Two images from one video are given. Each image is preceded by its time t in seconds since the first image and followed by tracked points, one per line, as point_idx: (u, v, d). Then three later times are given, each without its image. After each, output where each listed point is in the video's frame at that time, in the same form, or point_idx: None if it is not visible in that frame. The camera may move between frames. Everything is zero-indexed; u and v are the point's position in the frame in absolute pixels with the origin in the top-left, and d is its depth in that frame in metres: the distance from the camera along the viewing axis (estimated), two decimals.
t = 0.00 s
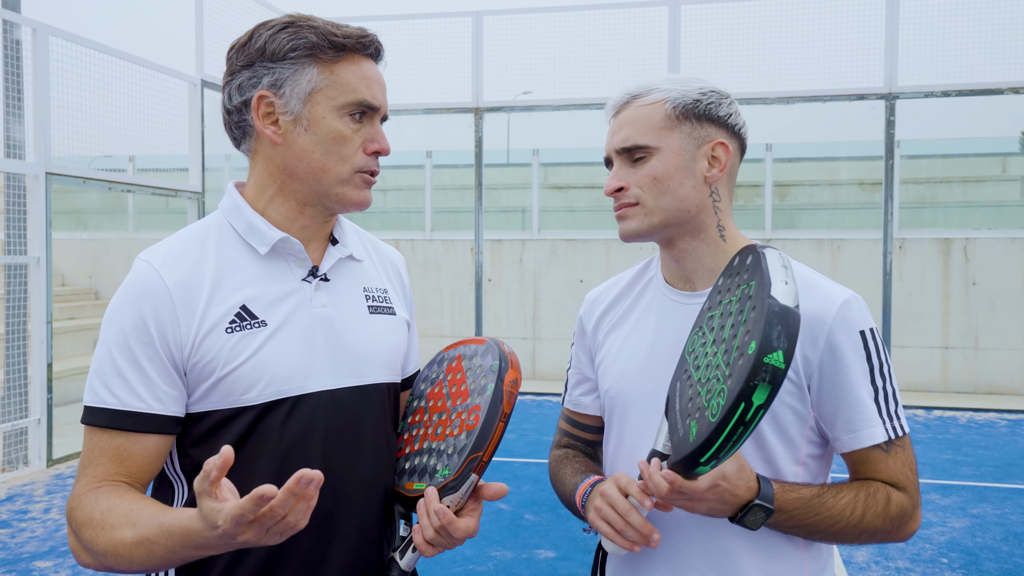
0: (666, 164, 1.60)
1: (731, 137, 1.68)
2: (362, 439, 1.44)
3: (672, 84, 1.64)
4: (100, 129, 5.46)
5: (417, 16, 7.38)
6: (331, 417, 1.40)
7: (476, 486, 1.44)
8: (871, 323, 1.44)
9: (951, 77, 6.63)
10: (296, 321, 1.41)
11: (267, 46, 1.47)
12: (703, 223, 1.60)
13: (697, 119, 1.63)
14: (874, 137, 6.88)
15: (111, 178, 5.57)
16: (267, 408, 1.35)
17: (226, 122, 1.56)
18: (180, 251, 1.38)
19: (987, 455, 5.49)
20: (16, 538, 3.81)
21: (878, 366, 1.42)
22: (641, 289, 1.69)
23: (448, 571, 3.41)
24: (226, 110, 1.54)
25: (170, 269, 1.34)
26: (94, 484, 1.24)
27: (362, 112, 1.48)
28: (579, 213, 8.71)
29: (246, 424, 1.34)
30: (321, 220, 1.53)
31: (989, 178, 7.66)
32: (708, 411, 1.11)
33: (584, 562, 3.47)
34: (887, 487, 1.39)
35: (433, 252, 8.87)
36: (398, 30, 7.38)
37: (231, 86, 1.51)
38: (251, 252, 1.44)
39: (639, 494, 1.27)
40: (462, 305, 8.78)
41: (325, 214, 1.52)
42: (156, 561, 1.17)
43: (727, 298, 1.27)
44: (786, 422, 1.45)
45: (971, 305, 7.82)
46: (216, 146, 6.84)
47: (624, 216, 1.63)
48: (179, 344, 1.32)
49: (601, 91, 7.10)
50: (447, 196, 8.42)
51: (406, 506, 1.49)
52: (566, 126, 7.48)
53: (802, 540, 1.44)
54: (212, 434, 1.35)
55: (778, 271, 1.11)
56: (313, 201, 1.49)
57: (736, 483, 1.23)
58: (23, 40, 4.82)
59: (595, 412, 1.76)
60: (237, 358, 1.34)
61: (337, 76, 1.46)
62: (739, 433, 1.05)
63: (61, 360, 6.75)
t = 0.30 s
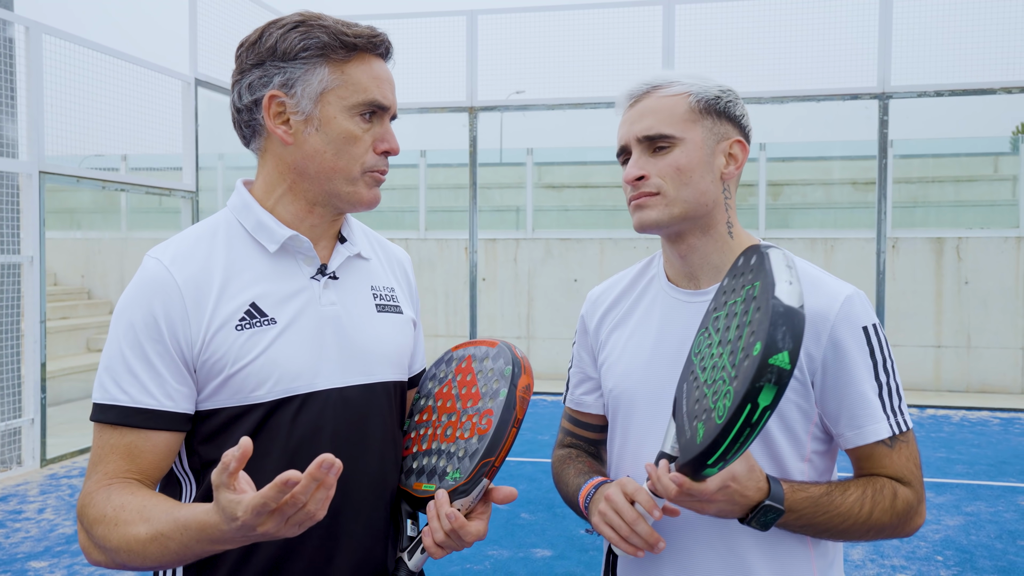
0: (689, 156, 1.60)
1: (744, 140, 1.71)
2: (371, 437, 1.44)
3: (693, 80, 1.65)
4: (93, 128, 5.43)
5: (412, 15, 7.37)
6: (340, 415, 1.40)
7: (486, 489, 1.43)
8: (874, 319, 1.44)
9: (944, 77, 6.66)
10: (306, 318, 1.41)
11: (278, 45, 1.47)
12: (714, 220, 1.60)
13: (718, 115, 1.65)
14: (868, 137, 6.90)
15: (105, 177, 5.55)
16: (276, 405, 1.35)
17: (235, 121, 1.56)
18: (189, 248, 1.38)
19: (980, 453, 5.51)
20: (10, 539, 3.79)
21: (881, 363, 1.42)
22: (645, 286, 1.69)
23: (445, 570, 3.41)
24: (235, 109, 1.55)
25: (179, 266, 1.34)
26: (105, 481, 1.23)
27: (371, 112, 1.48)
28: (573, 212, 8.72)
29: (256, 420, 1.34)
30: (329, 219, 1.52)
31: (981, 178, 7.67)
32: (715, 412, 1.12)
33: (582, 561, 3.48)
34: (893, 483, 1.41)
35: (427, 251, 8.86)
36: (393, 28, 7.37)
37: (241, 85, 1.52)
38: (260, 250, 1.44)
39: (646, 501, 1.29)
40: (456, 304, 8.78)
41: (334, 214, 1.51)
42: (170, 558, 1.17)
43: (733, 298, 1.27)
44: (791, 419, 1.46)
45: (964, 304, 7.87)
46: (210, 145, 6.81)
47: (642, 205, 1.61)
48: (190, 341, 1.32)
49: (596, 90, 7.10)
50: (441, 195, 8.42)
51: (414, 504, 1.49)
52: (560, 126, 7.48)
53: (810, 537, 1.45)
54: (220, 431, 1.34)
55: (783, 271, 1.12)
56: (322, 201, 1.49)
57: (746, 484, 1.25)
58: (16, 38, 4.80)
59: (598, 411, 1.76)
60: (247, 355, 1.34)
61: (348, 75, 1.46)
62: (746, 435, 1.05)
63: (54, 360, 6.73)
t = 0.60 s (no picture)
0: (701, 151, 1.60)
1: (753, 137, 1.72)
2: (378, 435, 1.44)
3: (705, 75, 1.66)
4: (91, 127, 5.42)
5: (410, 14, 7.36)
6: (347, 412, 1.40)
7: (490, 487, 1.43)
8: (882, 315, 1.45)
9: (942, 76, 6.67)
10: (313, 316, 1.41)
11: (286, 41, 1.47)
12: (723, 216, 1.61)
13: (730, 111, 1.66)
14: (865, 137, 6.91)
15: (102, 176, 5.54)
16: (283, 402, 1.35)
17: (243, 118, 1.55)
18: (197, 244, 1.38)
19: (978, 452, 5.53)
20: (8, 538, 3.78)
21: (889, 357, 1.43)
22: (651, 281, 1.69)
23: (445, 569, 3.41)
24: (243, 106, 1.54)
25: (187, 262, 1.34)
26: (112, 476, 1.23)
27: (381, 108, 1.48)
28: (571, 211, 8.72)
29: (263, 417, 1.34)
30: (338, 218, 1.52)
31: (978, 177, 7.68)
32: (782, 392, 1.11)
33: (582, 559, 3.49)
34: (911, 474, 1.41)
35: (425, 250, 8.86)
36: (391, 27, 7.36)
37: (249, 82, 1.51)
38: (267, 246, 1.44)
39: (655, 502, 1.29)
40: (454, 303, 8.77)
41: (343, 213, 1.52)
42: (179, 552, 1.16)
43: (800, 278, 1.25)
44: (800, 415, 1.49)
45: (961, 302, 7.89)
46: (207, 144, 6.79)
47: (654, 199, 1.60)
48: (197, 337, 1.32)
49: (594, 89, 7.09)
50: (439, 194, 8.41)
51: (419, 502, 1.48)
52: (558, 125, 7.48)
53: (816, 529, 1.45)
54: (227, 427, 1.35)
55: (870, 254, 1.09)
56: (331, 199, 1.48)
57: (786, 469, 1.22)
58: (13, 37, 4.79)
59: (603, 406, 1.76)
60: (255, 352, 1.34)
61: (356, 72, 1.46)
62: (818, 418, 1.05)
63: (51, 359, 6.72)
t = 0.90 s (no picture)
0: (710, 147, 1.60)
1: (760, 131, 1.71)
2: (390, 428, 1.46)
3: (712, 70, 1.65)
4: (91, 123, 5.41)
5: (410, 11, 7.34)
6: (355, 403, 1.40)
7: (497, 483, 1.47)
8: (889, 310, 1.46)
9: (944, 73, 6.66)
10: (320, 304, 1.41)
11: (277, 36, 1.47)
12: (731, 212, 1.60)
13: (738, 106, 1.65)
14: (866, 134, 6.89)
15: (103, 174, 5.54)
16: (290, 390, 1.35)
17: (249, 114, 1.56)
18: (202, 234, 1.38)
19: (979, 449, 5.53)
20: (10, 536, 3.78)
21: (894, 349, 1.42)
22: (657, 275, 1.69)
23: (447, 566, 3.41)
24: (246, 103, 1.55)
25: (194, 251, 1.34)
26: (123, 464, 1.19)
27: (372, 96, 1.45)
28: (571, 209, 8.70)
29: (268, 406, 1.34)
30: (339, 210, 1.51)
31: (979, 174, 7.65)
32: (817, 393, 1.06)
33: (584, 556, 3.49)
34: (917, 469, 1.41)
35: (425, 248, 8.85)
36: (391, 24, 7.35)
37: (249, 79, 1.53)
38: (272, 237, 1.44)
39: (666, 498, 1.28)
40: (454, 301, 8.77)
41: (342, 205, 1.50)
42: (220, 541, 1.16)
43: (845, 273, 1.18)
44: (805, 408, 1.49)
45: (962, 299, 7.89)
46: (207, 141, 6.77)
47: (664, 196, 1.60)
48: (204, 325, 1.31)
49: (594, 86, 7.07)
50: (439, 191, 8.38)
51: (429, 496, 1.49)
52: (558, 122, 7.46)
53: (822, 520, 1.45)
54: (232, 417, 1.34)
55: (922, 257, 1.00)
56: (329, 191, 1.47)
57: (807, 464, 1.23)
58: (13, 33, 4.78)
59: (608, 400, 1.76)
60: (262, 339, 1.34)
61: (345, 61, 1.43)
62: (852, 425, 0.99)
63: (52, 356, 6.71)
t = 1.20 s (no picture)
0: (706, 139, 1.59)
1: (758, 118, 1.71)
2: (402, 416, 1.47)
3: (704, 61, 1.64)
4: (89, 117, 5.40)
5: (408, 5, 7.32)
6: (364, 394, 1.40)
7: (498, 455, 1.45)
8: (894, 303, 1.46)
9: (942, 67, 6.66)
10: (329, 296, 1.40)
11: (263, 29, 1.48)
12: (732, 204, 1.60)
13: (732, 96, 1.65)
14: (865, 128, 6.89)
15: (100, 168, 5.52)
16: (300, 382, 1.35)
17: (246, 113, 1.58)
18: (212, 228, 1.38)
19: (977, 443, 5.54)
20: (9, 530, 3.78)
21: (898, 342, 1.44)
22: (661, 267, 1.69)
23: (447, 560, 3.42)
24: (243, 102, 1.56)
25: (203, 245, 1.34)
26: (146, 458, 1.20)
27: (365, 78, 1.44)
28: (570, 204, 8.70)
29: (279, 397, 1.34)
30: (346, 195, 1.51)
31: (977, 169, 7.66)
32: (819, 414, 1.05)
33: (584, 550, 3.50)
34: (920, 465, 1.41)
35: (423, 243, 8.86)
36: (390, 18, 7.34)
37: (242, 78, 1.53)
38: (280, 230, 1.43)
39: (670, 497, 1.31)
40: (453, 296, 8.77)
41: (348, 187, 1.50)
42: (237, 515, 1.16)
43: (860, 289, 1.14)
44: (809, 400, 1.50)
45: (959, 294, 7.91)
46: (205, 136, 6.75)
47: (661, 192, 1.60)
48: (216, 318, 1.31)
49: (593, 81, 7.06)
50: (438, 186, 8.38)
51: (435, 483, 1.48)
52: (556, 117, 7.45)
53: (824, 516, 1.44)
54: (245, 411, 1.34)
55: (938, 286, 0.97)
56: (333, 175, 1.47)
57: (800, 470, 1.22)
58: (9, 27, 4.76)
59: (611, 393, 1.76)
60: (271, 332, 1.33)
61: (332, 45, 1.43)
62: (848, 451, 0.99)
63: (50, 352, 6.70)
